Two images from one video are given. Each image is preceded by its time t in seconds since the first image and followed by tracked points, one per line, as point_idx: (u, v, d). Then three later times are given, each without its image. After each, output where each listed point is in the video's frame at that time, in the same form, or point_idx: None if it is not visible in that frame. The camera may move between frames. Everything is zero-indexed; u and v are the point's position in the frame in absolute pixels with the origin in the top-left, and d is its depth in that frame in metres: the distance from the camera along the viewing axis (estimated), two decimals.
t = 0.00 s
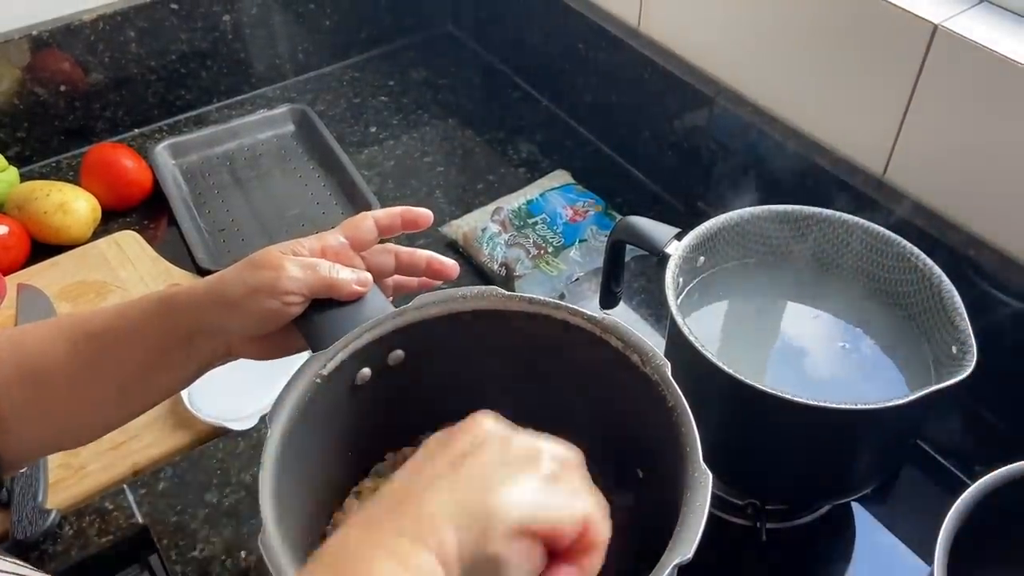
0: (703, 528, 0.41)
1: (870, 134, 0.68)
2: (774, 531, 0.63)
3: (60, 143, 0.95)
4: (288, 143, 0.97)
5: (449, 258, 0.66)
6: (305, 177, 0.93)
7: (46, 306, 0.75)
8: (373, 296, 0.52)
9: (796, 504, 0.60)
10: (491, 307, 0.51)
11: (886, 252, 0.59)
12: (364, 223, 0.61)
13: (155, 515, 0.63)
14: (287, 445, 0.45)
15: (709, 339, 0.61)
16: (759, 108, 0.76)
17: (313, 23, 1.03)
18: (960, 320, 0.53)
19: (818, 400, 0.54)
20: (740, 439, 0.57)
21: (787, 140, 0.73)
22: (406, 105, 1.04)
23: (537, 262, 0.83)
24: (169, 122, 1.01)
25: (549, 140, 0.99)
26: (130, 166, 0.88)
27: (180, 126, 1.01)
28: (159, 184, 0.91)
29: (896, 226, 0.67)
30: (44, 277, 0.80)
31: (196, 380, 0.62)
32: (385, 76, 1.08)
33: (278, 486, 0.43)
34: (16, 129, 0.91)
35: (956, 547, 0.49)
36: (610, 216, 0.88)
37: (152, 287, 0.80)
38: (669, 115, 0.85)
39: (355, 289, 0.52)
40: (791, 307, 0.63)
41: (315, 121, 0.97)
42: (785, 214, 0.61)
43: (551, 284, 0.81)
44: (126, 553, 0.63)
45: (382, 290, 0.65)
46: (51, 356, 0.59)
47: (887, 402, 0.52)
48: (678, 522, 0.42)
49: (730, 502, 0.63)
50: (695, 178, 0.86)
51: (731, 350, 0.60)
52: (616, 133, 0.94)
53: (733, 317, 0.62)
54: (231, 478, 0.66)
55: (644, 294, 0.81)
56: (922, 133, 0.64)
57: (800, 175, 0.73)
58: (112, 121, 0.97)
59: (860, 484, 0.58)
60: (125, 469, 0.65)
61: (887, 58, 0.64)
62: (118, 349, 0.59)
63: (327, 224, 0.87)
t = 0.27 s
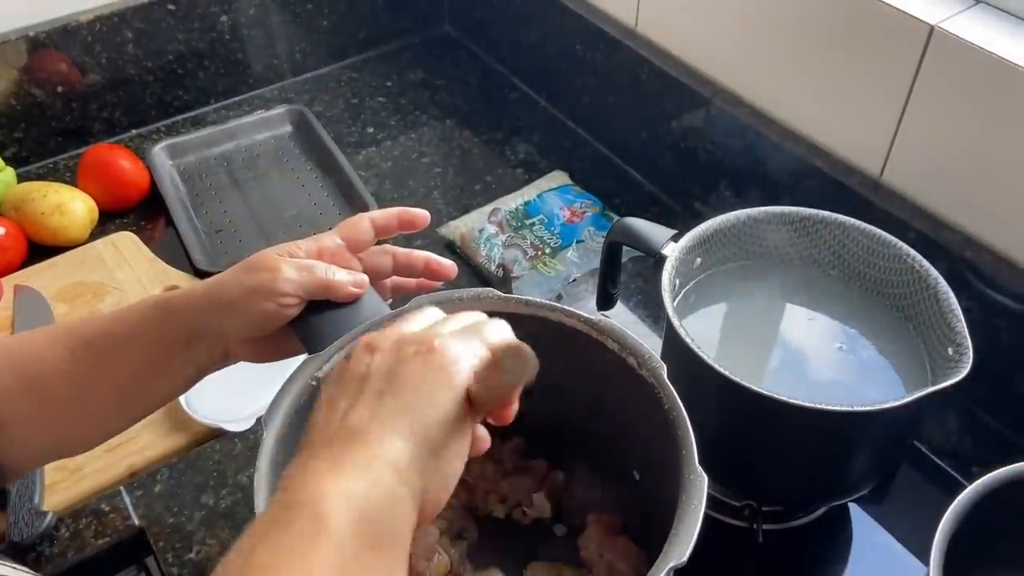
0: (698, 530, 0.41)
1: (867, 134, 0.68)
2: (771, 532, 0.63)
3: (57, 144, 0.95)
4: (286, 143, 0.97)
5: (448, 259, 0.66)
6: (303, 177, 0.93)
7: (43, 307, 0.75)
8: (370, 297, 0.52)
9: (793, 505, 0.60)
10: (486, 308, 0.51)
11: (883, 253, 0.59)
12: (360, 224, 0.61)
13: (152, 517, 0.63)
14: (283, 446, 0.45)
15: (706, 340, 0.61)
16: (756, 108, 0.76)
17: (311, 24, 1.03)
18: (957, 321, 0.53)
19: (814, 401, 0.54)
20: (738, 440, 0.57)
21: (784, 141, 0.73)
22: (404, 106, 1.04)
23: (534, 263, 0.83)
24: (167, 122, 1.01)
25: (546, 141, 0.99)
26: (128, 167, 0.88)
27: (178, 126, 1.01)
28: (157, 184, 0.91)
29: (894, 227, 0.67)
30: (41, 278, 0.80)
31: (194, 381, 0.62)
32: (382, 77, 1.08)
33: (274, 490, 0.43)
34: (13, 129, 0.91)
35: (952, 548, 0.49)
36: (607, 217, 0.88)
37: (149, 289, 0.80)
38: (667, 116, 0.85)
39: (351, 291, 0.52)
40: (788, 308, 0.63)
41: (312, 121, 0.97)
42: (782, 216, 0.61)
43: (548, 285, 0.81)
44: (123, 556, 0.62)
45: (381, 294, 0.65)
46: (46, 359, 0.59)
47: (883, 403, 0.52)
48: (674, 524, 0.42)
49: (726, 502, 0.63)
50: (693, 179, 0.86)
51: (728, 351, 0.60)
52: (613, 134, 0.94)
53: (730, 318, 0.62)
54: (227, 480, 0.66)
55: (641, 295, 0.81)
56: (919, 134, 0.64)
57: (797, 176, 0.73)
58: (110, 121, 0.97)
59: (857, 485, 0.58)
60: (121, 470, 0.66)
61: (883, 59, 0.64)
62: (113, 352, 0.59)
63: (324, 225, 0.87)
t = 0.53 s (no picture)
0: (698, 531, 0.41)
1: (867, 133, 0.67)
2: (771, 532, 0.63)
3: (55, 142, 0.95)
4: (284, 142, 0.97)
5: (445, 257, 0.66)
6: (302, 176, 0.93)
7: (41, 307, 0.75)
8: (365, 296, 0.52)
9: (793, 506, 0.60)
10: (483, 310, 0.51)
11: (883, 252, 0.59)
12: (355, 225, 0.61)
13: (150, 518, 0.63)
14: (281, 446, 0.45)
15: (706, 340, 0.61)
16: (756, 107, 0.76)
17: (310, 22, 1.03)
18: (958, 322, 0.53)
19: (814, 401, 0.54)
20: (738, 441, 0.56)
21: (785, 140, 0.73)
22: (403, 104, 1.04)
23: (533, 262, 0.82)
24: (165, 121, 1.00)
25: (546, 140, 0.98)
26: (126, 166, 0.88)
27: (177, 125, 1.00)
28: (155, 183, 0.91)
29: (894, 225, 0.66)
30: (40, 276, 0.80)
31: (191, 387, 0.61)
32: (382, 75, 1.08)
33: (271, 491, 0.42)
34: (11, 128, 0.91)
35: (952, 549, 0.49)
36: (606, 215, 0.87)
37: (147, 287, 0.80)
38: (666, 114, 0.85)
39: (346, 290, 0.52)
40: (788, 308, 0.62)
41: (311, 120, 0.97)
42: (782, 215, 0.61)
43: (548, 284, 0.81)
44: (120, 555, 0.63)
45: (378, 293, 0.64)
46: (42, 362, 0.59)
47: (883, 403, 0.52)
48: (674, 524, 0.41)
49: (726, 503, 0.63)
50: (693, 177, 0.85)
51: (728, 350, 0.60)
52: (613, 132, 0.94)
53: (729, 318, 0.62)
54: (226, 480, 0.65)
55: (641, 294, 0.81)
56: (920, 133, 0.64)
57: (798, 175, 0.73)
58: (108, 120, 0.97)
59: (857, 486, 0.58)
60: (120, 470, 0.65)
61: (884, 58, 0.64)
62: (109, 355, 0.59)
63: (323, 223, 0.87)
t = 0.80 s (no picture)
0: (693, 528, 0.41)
1: (865, 131, 0.67)
2: (768, 530, 0.63)
3: (53, 139, 0.95)
4: (283, 139, 0.97)
5: (439, 257, 0.66)
6: (300, 173, 0.93)
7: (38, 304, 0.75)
8: (361, 295, 0.52)
9: (790, 503, 0.60)
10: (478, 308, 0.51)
11: (881, 250, 0.59)
12: (350, 224, 0.61)
13: (147, 514, 0.63)
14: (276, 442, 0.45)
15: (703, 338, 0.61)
16: (755, 104, 0.75)
17: (309, 19, 1.03)
18: (955, 320, 0.53)
19: (810, 399, 0.54)
20: (735, 439, 0.56)
21: (783, 138, 0.73)
22: (402, 101, 1.03)
23: (532, 259, 0.82)
24: (164, 118, 1.00)
25: (545, 137, 0.98)
26: (124, 162, 0.88)
27: (175, 122, 1.00)
28: (153, 180, 0.91)
29: (892, 223, 0.66)
30: (38, 273, 0.80)
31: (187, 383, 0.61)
32: (381, 71, 1.07)
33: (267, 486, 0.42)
34: (9, 125, 0.91)
35: (949, 546, 0.49)
36: (605, 213, 0.87)
37: (145, 284, 0.80)
38: (665, 111, 0.85)
39: (342, 289, 0.52)
40: (785, 306, 0.62)
41: (309, 117, 0.97)
42: (779, 213, 0.61)
43: (546, 282, 0.81)
44: (118, 552, 0.63)
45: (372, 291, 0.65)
46: (39, 359, 0.59)
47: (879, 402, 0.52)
48: (669, 523, 0.41)
49: (724, 500, 0.63)
50: (691, 175, 0.85)
51: (724, 348, 0.60)
52: (612, 130, 0.94)
53: (726, 316, 0.62)
54: (223, 477, 0.65)
55: (639, 292, 0.81)
56: (918, 131, 0.63)
57: (796, 173, 0.73)
58: (106, 117, 0.97)
59: (853, 483, 0.58)
60: (118, 468, 0.65)
61: (883, 55, 0.63)
62: (106, 351, 0.59)
63: (321, 221, 0.87)
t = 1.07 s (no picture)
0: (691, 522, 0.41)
1: (866, 127, 0.67)
2: (767, 526, 0.63)
3: (55, 133, 0.95)
4: (284, 134, 0.97)
5: (441, 252, 0.66)
6: (301, 168, 0.93)
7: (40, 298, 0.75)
8: (361, 291, 0.52)
9: (789, 498, 0.60)
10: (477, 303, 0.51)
11: (881, 245, 0.59)
12: (352, 218, 0.61)
13: (149, 507, 0.63)
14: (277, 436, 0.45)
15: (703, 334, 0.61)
16: (756, 100, 0.75)
17: (310, 13, 1.03)
18: (954, 316, 0.53)
19: (809, 395, 0.54)
20: (735, 434, 0.57)
21: (784, 134, 0.73)
22: (403, 96, 1.03)
23: (532, 254, 0.82)
24: (165, 112, 1.00)
25: (546, 132, 0.98)
26: (126, 157, 0.88)
27: (177, 116, 1.00)
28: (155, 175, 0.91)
29: (893, 219, 0.66)
30: (41, 267, 0.80)
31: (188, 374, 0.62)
32: (382, 66, 1.07)
33: (268, 481, 0.43)
34: (11, 119, 0.91)
35: (947, 541, 0.49)
36: (606, 208, 0.87)
37: (146, 278, 0.80)
38: (666, 107, 0.85)
39: (342, 285, 0.52)
40: (785, 302, 0.62)
41: (311, 111, 0.97)
42: (780, 209, 0.61)
43: (547, 277, 0.81)
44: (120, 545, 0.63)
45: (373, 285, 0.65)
46: (40, 353, 0.59)
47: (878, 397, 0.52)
48: (668, 517, 0.41)
49: (723, 496, 0.63)
50: (692, 170, 0.85)
51: (724, 344, 0.60)
52: (613, 125, 0.94)
53: (726, 312, 0.62)
54: (224, 471, 0.66)
55: (639, 287, 0.81)
56: (919, 126, 0.63)
57: (797, 169, 0.73)
58: (108, 111, 0.97)
59: (852, 478, 0.58)
60: (119, 462, 0.65)
61: (884, 51, 0.63)
62: (106, 343, 0.59)
63: (322, 215, 0.87)
